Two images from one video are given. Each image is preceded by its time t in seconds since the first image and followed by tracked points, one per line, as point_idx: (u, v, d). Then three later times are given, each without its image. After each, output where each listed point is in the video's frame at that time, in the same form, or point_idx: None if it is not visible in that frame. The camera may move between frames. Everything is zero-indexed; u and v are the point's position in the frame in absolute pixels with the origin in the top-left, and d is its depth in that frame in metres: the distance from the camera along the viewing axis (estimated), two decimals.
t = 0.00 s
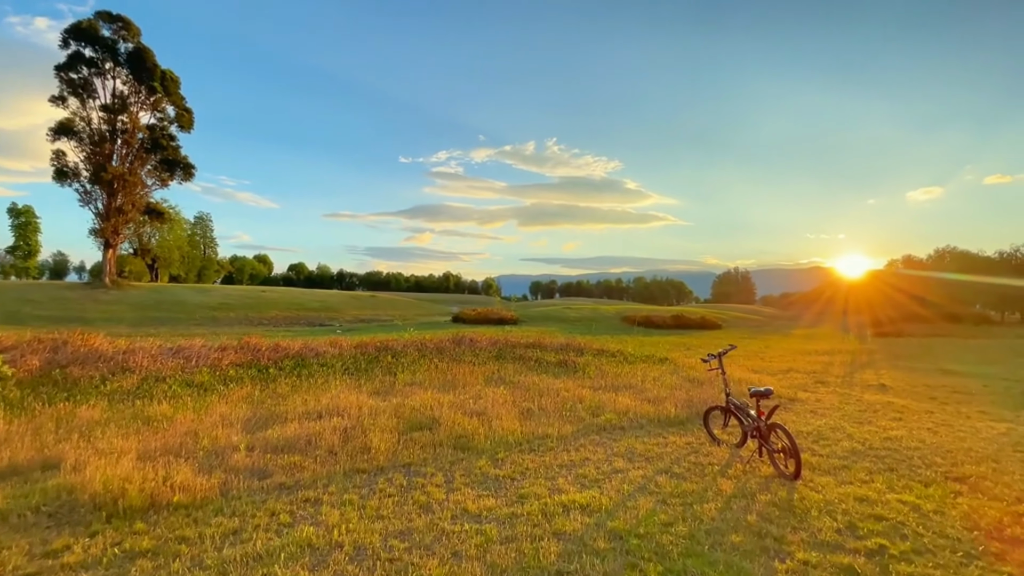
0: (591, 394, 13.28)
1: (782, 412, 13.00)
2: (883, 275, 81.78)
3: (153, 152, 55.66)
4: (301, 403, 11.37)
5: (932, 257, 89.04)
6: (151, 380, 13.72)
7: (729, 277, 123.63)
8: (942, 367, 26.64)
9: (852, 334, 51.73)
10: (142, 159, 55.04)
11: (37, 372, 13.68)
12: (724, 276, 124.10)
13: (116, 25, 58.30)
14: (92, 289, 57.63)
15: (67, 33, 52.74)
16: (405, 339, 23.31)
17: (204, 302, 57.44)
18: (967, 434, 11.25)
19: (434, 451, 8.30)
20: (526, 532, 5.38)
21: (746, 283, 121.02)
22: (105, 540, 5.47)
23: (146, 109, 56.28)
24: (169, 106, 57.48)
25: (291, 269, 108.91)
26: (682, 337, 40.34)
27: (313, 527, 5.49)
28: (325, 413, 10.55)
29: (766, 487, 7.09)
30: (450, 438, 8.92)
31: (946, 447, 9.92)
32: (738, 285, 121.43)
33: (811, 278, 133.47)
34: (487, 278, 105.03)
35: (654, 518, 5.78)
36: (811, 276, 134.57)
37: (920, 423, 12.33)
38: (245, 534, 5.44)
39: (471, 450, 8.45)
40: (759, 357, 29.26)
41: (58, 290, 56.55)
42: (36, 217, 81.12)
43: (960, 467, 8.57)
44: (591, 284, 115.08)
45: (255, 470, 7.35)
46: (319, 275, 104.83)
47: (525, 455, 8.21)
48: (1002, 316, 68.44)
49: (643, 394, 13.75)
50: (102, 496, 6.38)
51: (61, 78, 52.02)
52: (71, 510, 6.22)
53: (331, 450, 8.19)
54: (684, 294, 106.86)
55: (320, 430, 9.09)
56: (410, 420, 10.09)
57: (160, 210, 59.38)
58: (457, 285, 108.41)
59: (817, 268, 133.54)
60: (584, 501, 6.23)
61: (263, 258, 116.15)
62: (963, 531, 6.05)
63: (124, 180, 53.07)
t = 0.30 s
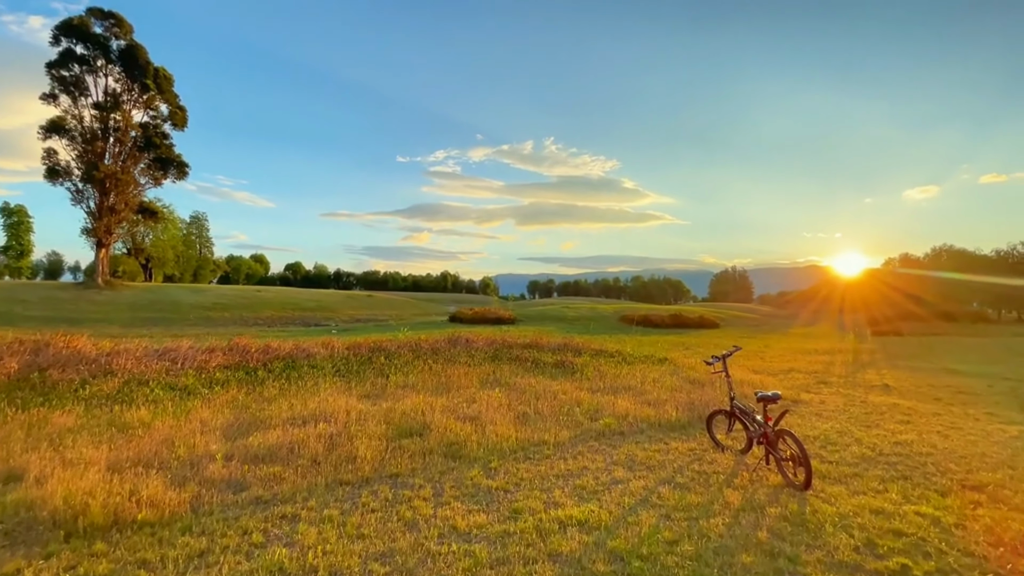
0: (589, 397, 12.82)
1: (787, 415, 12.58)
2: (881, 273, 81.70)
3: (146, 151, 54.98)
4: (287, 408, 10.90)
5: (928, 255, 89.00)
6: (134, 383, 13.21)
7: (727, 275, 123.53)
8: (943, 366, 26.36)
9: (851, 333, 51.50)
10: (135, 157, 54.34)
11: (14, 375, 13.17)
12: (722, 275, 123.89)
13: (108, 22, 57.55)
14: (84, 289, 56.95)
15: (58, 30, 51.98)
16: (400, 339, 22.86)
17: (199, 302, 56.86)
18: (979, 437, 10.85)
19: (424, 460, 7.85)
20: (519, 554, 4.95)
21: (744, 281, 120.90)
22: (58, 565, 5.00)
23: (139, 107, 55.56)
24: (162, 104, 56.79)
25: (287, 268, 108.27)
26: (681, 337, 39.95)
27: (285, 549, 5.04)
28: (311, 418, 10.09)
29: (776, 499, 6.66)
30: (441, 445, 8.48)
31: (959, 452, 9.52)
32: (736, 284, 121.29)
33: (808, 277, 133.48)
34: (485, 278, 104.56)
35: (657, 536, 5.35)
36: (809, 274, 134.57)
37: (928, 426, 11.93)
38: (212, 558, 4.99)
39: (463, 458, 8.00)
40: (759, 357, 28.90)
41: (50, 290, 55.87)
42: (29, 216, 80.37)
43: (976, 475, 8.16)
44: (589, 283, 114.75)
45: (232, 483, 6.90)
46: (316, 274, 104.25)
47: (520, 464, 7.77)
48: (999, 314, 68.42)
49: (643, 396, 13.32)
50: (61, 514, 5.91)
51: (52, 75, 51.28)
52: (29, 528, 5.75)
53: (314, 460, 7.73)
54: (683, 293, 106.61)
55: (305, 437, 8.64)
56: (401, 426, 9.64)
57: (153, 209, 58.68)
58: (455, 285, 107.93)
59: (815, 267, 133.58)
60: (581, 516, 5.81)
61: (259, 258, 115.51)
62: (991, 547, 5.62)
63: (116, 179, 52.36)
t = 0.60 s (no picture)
0: (588, 397, 12.41)
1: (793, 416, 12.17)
2: (879, 271, 81.49)
3: (140, 148, 54.37)
4: (274, 410, 10.47)
5: (926, 253, 88.92)
6: (117, 385, 12.75)
7: (725, 274, 123.39)
8: (946, 365, 26.05)
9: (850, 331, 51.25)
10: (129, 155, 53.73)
11: None
12: (721, 273, 123.67)
13: (102, 18, 56.88)
14: (78, 288, 56.34)
15: (51, 27, 51.36)
16: (395, 338, 22.43)
17: (194, 300, 56.34)
18: (991, 439, 10.49)
19: (415, 465, 7.45)
20: (515, 571, 4.57)
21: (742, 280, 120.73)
22: None
23: (133, 104, 54.95)
24: (157, 101, 56.14)
25: (284, 267, 107.73)
26: (681, 335, 39.59)
27: (260, 567, 4.67)
28: (298, 421, 9.67)
29: (788, 508, 6.28)
30: (433, 450, 8.07)
31: (973, 455, 9.16)
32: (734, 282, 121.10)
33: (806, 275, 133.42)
34: (483, 277, 104.17)
35: (663, 551, 4.97)
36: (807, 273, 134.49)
37: (939, 427, 11.55)
38: None
39: (457, 464, 7.61)
40: (759, 355, 28.55)
41: (43, 289, 55.25)
42: (23, 215, 79.62)
43: (993, 480, 7.81)
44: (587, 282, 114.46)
45: (210, 493, 6.51)
46: (314, 273, 103.81)
47: (516, 469, 7.38)
48: (996, 312, 68.39)
49: (643, 397, 12.93)
50: (22, 527, 5.51)
51: (45, 72, 50.67)
52: None
53: (299, 466, 7.33)
54: (681, 292, 106.31)
55: (291, 441, 8.24)
56: (392, 428, 9.24)
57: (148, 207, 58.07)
58: (453, 284, 107.55)
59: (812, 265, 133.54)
60: (581, 529, 5.41)
61: (256, 257, 114.87)
62: (1020, 561, 5.25)
63: (110, 176, 51.76)
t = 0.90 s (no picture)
0: (589, 401, 11.90)
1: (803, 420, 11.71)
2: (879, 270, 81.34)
3: (135, 147, 53.76)
4: (261, 415, 9.99)
5: (925, 252, 88.75)
6: (99, 388, 12.25)
7: (724, 273, 123.17)
8: (950, 365, 25.69)
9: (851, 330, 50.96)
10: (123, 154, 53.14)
11: None
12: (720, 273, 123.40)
13: (96, 16, 56.24)
14: (72, 288, 55.75)
15: (44, 25, 50.76)
16: (391, 339, 21.95)
17: (190, 300, 55.81)
18: (1010, 444, 10.05)
19: (406, 475, 6.98)
20: None
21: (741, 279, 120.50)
22: None
23: (128, 103, 54.35)
24: (152, 100, 55.54)
25: (282, 267, 107.18)
26: (681, 335, 39.21)
27: None
28: (286, 426, 9.19)
29: (808, 522, 5.83)
30: (427, 458, 7.60)
31: (994, 462, 8.72)
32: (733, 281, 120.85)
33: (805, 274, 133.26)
34: (482, 277, 103.84)
35: None
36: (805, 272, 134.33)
37: (954, 431, 11.10)
38: None
39: (451, 473, 7.14)
40: (761, 355, 28.14)
41: (36, 289, 54.64)
42: (17, 215, 79.00)
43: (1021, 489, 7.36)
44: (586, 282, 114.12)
45: (184, 509, 6.04)
46: (312, 273, 103.28)
47: (514, 479, 6.93)
48: (995, 311, 68.19)
49: (647, 399, 12.47)
50: None
51: (39, 71, 50.08)
52: None
53: (282, 476, 6.86)
54: (680, 291, 106.02)
55: (275, 449, 7.77)
56: (384, 435, 8.76)
57: (143, 206, 57.45)
58: (451, 284, 107.13)
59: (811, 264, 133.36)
60: (585, 548, 4.96)
61: (254, 257, 114.31)
62: None
63: (104, 176, 51.13)
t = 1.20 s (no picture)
0: (591, 406, 11.48)
1: (813, 426, 11.31)
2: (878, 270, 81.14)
3: (131, 148, 53.26)
4: (248, 423, 9.56)
5: (924, 252, 88.54)
6: (83, 395, 11.80)
7: (723, 274, 122.91)
8: (955, 366, 25.35)
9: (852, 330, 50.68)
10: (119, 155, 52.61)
11: None
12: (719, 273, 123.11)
13: (91, 16, 55.72)
14: (67, 290, 55.21)
15: (39, 24, 50.24)
16: (388, 341, 21.53)
17: (186, 302, 55.35)
18: None
19: (398, 490, 6.55)
20: None
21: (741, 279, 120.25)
22: None
23: (124, 103, 53.83)
24: (148, 101, 55.00)
25: (280, 269, 106.69)
26: (681, 336, 38.80)
27: None
28: (273, 436, 8.76)
29: (832, 544, 5.42)
30: (421, 471, 7.18)
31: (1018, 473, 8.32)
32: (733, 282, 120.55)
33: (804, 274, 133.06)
34: (481, 278, 103.50)
35: None
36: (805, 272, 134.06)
37: (970, 437, 10.71)
38: None
39: (446, 488, 6.72)
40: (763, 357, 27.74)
41: (31, 291, 54.13)
42: (13, 216, 78.35)
43: None
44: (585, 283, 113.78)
45: (157, 531, 5.61)
46: (310, 274, 102.83)
47: (513, 494, 6.50)
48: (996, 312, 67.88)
49: (650, 404, 12.07)
50: None
51: (34, 71, 49.56)
52: None
53: (266, 492, 6.44)
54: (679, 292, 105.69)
55: (259, 462, 7.34)
56: (376, 445, 8.33)
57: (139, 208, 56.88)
58: (450, 285, 106.72)
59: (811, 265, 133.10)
60: None
61: (251, 258, 113.73)
62: None
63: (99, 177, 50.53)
